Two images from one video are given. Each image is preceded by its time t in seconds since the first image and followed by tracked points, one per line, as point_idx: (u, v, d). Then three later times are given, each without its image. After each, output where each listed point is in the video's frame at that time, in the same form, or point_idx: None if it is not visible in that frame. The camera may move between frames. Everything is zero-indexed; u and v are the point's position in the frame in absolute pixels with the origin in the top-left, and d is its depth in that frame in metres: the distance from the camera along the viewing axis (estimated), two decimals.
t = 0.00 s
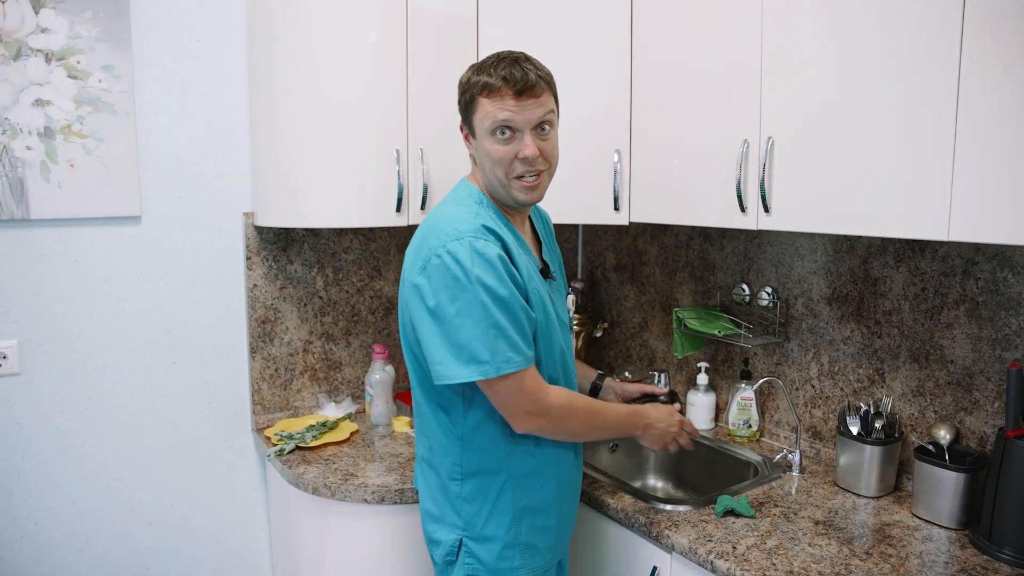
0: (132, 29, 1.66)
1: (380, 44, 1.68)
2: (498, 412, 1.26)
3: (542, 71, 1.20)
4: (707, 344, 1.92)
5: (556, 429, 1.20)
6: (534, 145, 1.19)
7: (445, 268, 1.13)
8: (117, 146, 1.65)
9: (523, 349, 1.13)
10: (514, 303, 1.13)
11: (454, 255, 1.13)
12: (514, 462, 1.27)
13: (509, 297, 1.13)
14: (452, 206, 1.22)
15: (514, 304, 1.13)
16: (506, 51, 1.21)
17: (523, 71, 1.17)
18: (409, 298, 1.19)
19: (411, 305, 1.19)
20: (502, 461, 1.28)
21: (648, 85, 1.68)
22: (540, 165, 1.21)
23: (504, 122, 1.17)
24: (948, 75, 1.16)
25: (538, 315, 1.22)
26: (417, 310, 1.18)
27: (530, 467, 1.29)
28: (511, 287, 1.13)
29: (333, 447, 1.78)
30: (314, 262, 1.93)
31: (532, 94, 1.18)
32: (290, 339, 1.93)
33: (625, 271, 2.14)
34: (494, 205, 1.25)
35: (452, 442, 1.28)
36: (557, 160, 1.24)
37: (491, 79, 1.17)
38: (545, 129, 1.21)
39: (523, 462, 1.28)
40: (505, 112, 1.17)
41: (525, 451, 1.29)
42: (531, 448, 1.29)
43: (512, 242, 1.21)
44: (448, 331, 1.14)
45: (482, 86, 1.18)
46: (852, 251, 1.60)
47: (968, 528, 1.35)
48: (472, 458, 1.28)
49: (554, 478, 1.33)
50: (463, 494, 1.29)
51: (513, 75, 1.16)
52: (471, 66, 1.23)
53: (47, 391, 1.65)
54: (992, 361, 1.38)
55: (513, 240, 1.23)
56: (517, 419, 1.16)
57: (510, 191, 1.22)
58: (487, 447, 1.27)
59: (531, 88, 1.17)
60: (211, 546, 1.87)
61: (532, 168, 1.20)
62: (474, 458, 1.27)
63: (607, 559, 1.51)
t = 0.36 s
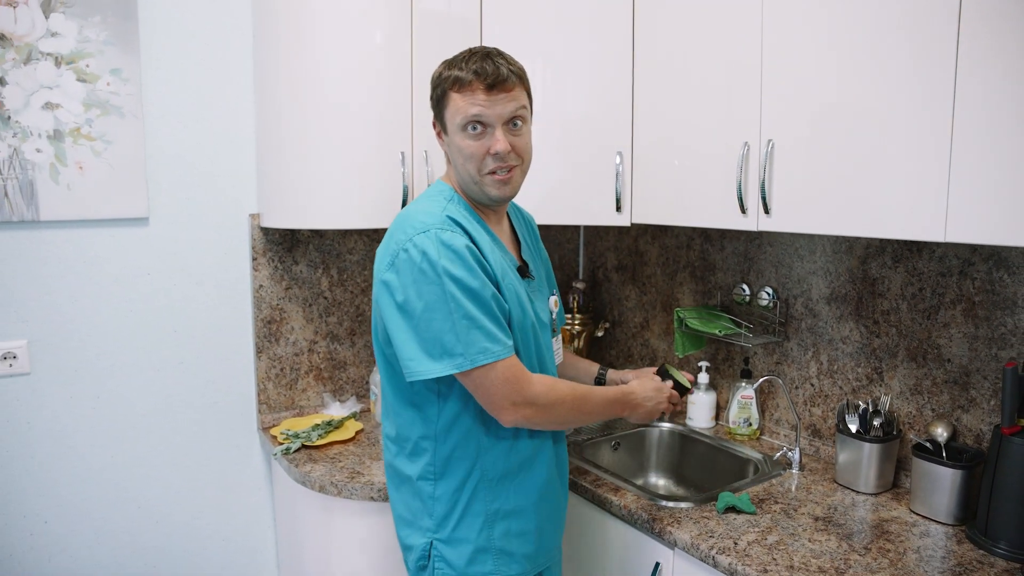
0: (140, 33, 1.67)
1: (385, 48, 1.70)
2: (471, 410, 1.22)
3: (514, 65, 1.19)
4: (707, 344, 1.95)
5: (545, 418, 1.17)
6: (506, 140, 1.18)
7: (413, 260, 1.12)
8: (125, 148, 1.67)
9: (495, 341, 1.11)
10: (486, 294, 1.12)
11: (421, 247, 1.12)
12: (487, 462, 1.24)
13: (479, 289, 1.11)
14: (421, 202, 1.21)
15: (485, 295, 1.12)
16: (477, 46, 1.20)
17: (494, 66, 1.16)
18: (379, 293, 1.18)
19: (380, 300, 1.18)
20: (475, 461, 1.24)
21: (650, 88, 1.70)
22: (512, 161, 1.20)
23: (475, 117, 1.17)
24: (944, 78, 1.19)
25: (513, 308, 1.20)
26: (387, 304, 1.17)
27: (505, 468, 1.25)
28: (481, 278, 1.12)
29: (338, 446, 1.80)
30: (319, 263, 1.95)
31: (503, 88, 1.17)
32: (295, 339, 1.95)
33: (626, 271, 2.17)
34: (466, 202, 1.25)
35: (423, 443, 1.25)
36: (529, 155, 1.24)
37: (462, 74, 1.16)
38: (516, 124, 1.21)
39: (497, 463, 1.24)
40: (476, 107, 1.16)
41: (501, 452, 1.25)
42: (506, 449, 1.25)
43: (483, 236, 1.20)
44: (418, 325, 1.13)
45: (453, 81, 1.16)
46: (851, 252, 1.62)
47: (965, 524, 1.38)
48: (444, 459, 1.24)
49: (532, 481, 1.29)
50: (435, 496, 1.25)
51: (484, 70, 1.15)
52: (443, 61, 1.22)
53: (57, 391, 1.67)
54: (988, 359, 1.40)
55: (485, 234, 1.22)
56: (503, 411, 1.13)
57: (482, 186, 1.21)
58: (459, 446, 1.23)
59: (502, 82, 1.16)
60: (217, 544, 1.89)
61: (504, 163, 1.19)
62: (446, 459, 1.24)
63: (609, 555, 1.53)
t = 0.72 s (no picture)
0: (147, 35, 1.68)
1: (391, 50, 1.71)
2: (450, 416, 1.21)
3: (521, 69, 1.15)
4: (711, 344, 1.96)
5: (534, 421, 1.16)
6: (508, 146, 1.13)
7: (392, 260, 1.11)
8: (133, 149, 1.68)
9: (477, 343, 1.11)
10: (467, 296, 1.12)
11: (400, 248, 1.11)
12: (465, 468, 1.22)
13: (461, 291, 1.11)
14: (402, 202, 1.20)
15: (465, 296, 1.11)
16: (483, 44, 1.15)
17: (504, 68, 1.11)
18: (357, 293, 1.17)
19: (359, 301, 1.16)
20: (453, 467, 1.22)
21: (654, 90, 1.71)
22: (511, 167, 1.16)
23: (481, 119, 1.11)
24: (949, 80, 1.20)
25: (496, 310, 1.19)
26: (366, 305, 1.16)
27: (483, 476, 1.23)
28: (462, 280, 1.11)
29: (345, 445, 1.81)
30: (325, 263, 1.96)
31: (511, 92, 1.12)
32: (301, 339, 1.96)
33: (629, 272, 2.18)
34: (450, 203, 1.23)
35: (400, 446, 1.23)
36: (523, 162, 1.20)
37: (470, 72, 1.10)
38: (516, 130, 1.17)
39: (475, 469, 1.23)
40: (482, 108, 1.11)
41: (480, 459, 1.23)
42: (485, 456, 1.23)
43: (465, 238, 1.19)
44: (398, 326, 1.12)
45: (459, 78, 1.11)
46: (854, 252, 1.64)
47: (968, 522, 1.39)
48: (422, 463, 1.23)
49: (512, 488, 1.27)
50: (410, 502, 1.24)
51: (495, 71, 1.10)
52: (444, 56, 1.15)
53: (65, 391, 1.67)
54: (990, 359, 1.41)
55: (468, 237, 1.21)
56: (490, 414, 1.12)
57: (477, 191, 1.15)
58: (436, 451, 1.22)
59: (510, 86, 1.12)
60: (223, 543, 1.90)
61: (502, 169, 1.15)
62: (423, 463, 1.23)
63: (616, 554, 1.54)
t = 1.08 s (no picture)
0: (152, 39, 1.69)
1: (395, 53, 1.71)
2: (469, 421, 1.22)
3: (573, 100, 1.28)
4: (713, 346, 1.97)
5: (547, 429, 1.17)
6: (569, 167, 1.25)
7: (404, 271, 1.14)
8: (138, 153, 1.69)
9: (489, 350, 1.12)
10: (479, 304, 1.13)
11: (411, 259, 1.14)
12: (485, 472, 1.24)
13: (472, 299, 1.13)
14: (414, 212, 1.23)
15: (476, 303, 1.13)
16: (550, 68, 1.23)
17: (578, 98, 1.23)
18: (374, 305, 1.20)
19: (376, 313, 1.19)
20: (472, 472, 1.24)
21: (657, 94, 1.72)
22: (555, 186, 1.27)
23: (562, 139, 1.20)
24: (951, 85, 1.21)
25: (511, 316, 1.20)
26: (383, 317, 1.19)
27: (504, 480, 1.25)
28: (473, 288, 1.13)
29: (349, 447, 1.82)
30: (329, 266, 1.97)
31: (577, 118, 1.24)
32: (306, 341, 1.96)
33: (631, 274, 2.19)
34: (467, 211, 1.25)
35: (420, 452, 1.26)
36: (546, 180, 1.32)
37: (561, 97, 1.19)
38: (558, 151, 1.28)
39: (495, 474, 1.24)
40: (567, 132, 1.20)
41: (499, 463, 1.24)
42: (505, 460, 1.24)
43: (478, 245, 1.21)
44: (412, 336, 1.15)
45: (552, 100, 1.17)
46: (856, 255, 1.65)
47: (970, 523, 1.40)
48: (442, 468, 1.25)
49: (533, 491, 1.28)
50: (433, 506, 1.26)
51: (577, 100, 1.22)
52: (520, 70, 1.17)
53: (71, 394, 1.68)
54: (992, 361, 1.43)
55: (482, 244, 1.23)
56: (504, 417, 1.14)
57: (534, 204, 1.23)
58: (457, 456, 1.24)
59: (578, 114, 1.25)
60: (228, 544, 1.90)
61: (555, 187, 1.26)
62: (444, 468, 1.25)
63: (620, 554, 1.55)
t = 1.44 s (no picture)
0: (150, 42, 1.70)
1: (393, 55, 1.72)
2: (492, 404, 1.26)
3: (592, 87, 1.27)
4: (710, 347, 1.98)
5: (560, 418, 1.18)
6: (572, 150, 1.23)
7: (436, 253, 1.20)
8: (136, 155, 1.69)
9: (507, 333, 1.15)
10: (502, 288, 1.17)
11: (444, 242, 1.20)
12: (502, 455, 1.26)
13: (497, 284, 1.17)
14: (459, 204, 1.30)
15: (500, 288, 1.17)
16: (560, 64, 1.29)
17: (575, 79, 1.24)
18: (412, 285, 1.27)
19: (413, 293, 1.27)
20: (490, 454, 1.27)
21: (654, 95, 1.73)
22: (573, 172, 1.26)
23: (549, 121, 1.23)
24: (944, 87, 1.22)
25: (537, 307, 1.23)
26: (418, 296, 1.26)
27: (520, 466, 1.26)
28: (499, 275, 1.17)
29: (347, 448, 1.82)
30: (327, 267, 1.98)
31: (577, 101, 1.24)
32: (303, 342, 1.97)
33: (629, 275, 2.19)
34: (508, 208, 1.30)
35: (445, 431, 1.30)
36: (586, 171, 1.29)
37: (541, 81, 1.23)
38: (581, 138, 1.27)
39: (513, 459, 1.26)
40: (549, 112, 1.22)
41: (518, 448, 1.26)
42: (523, 446, 1.26)
43: (514, 238, 1.25)
44: (440, 314, 1.20)
45: (531, 86, 1.24)
46: (851, 257, 1.65)
47: (964, 523, 1.41)
48: (463, 447, 1.28)
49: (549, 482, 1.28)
50: (450, 484, 1.29)
51: (564, 80, 1.23)
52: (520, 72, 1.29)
53: (69, 395, 1.69)
54: (986, 362, 1.43)
55: (519, 238, 1.27)
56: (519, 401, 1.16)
57: (538, 188, 1.25)
58: (477, 438, 1.27)
59: (578, 94, 1.24)
60: (226, 545, 1.91)
61: (566, 171, 1.24)
62: (465, 448, 1.28)
63: (617, 555, 1.55)
